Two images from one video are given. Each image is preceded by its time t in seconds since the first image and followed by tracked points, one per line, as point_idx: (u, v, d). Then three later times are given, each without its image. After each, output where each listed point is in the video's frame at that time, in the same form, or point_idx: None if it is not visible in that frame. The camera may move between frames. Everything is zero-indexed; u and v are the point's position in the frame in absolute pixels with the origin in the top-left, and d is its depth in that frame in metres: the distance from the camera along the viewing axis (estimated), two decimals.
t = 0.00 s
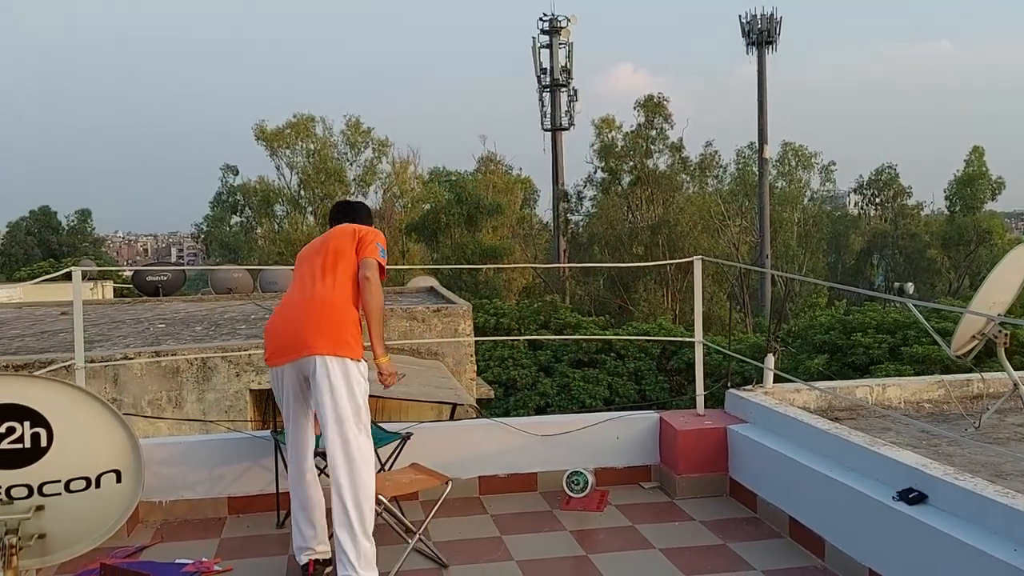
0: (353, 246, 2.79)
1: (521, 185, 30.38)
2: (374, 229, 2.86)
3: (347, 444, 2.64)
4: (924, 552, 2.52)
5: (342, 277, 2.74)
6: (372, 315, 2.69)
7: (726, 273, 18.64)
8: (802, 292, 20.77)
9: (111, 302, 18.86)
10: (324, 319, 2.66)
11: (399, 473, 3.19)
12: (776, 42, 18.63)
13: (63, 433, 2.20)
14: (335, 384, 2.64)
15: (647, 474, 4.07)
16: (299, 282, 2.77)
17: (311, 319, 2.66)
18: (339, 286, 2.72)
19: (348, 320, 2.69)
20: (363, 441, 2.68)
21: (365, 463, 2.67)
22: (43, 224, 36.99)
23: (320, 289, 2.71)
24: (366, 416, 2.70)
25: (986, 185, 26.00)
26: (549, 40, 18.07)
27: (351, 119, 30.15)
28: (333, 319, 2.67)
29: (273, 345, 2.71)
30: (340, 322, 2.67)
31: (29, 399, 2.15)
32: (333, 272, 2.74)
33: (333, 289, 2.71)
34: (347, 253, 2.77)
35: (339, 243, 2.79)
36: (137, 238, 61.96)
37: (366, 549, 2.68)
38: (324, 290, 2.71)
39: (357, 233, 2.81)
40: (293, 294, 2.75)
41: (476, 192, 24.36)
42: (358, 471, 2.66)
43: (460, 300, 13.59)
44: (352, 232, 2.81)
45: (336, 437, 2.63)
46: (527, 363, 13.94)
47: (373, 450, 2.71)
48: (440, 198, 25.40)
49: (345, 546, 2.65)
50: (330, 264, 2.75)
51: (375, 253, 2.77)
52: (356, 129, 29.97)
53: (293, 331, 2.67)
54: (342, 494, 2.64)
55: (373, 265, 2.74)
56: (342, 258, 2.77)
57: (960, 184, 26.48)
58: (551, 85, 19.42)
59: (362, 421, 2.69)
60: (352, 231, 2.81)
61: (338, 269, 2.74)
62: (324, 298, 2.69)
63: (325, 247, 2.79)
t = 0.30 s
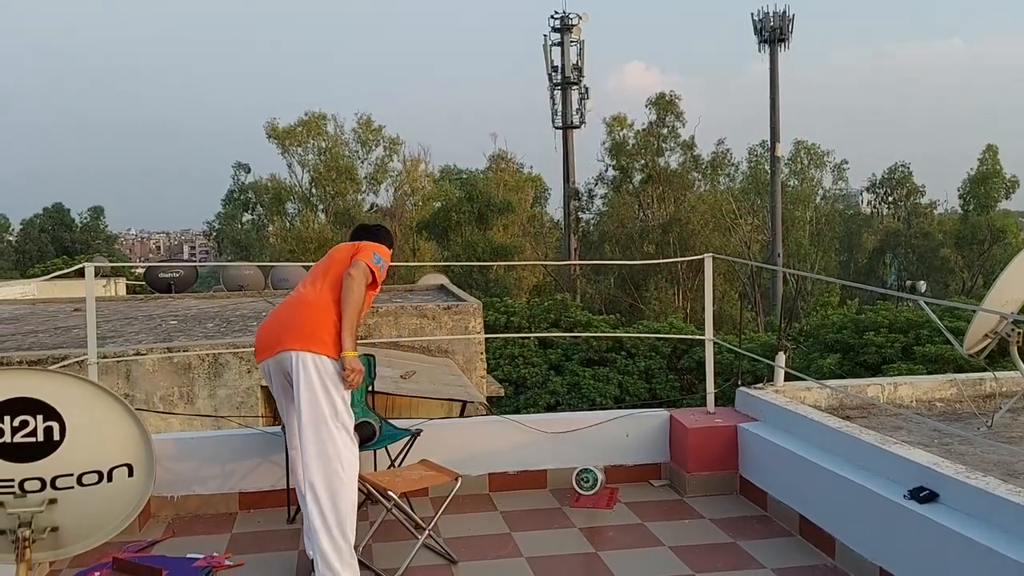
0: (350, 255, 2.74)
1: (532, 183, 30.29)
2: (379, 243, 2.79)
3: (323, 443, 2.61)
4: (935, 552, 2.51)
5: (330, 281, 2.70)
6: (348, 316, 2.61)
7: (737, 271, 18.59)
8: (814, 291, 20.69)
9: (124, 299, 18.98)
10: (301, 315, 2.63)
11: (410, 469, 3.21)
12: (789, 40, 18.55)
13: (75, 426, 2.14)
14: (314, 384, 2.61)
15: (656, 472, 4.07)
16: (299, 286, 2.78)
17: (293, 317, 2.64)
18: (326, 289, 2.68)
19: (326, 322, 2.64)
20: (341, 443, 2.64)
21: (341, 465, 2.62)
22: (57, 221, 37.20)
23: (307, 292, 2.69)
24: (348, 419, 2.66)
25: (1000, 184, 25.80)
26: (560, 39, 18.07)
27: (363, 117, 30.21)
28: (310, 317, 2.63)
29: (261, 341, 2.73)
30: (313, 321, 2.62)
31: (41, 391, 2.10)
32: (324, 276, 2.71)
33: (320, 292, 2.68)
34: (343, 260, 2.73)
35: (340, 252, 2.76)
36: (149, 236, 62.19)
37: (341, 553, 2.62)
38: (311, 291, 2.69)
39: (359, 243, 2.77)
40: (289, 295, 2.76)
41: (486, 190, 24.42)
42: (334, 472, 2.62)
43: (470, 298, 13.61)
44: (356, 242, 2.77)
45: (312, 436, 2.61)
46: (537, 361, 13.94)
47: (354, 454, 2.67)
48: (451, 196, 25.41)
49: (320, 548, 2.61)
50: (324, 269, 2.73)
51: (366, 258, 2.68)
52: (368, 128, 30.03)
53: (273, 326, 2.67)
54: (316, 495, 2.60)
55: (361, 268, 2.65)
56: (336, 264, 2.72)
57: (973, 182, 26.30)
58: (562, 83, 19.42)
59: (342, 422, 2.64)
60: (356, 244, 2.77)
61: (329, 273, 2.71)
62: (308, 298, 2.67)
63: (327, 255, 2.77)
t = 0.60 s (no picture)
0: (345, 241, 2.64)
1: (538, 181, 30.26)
2: (375, 223, 2.66)
3: (314, 445, 2.62)
4: (942, 553, 2.49)
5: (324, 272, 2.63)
6: (338, 314, 2.54)
7: (744, 270, 18.55)
8: (821, 291, 20.62)
9: (131, 296, 19.04)
10: (296, 314, 2.60)
11: (415, 467, 3.21)
12: (797, 39, 18.48)
13: (80, 423, 2.14)
14: (305, 386, 2.60)
15: (662, 471, 4.06)
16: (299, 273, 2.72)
17: (286, 316, 2.61)
18: (319, 282, 2.63)
19: (320, 320, 2.60)
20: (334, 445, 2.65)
21: (330, 470, 2.63)
22: (65, 218, 37.34)
23: (300, 286, 2.64)
24: (341, 419, 2.66)
25: (1009, 183, 25.68)
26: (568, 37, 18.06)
27: (371, 115, 30.23)
28: (305, 316, 2.60)
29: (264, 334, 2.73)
30: (307, 322, 2.59)
31: (47, 389, 2.10)
32: (319, 266, 2.64)
33: (314, 287, 2.63)
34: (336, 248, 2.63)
35: (335, 236, 2.66)
36: (156, 233, 62.34)
37: (330, 557, 2.65)
38: (306, 285, 2.63)
39: (354, 224, 2.65)
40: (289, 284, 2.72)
41: (493, 188, 24.41)
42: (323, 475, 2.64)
43: (476, 296, 13.61)
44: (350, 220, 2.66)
45: (302, 440, 2.62)
46: (543, 359, 13.93)
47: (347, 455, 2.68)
48: (458, 195, 25.41)
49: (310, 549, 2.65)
50: (319, 256, 2.65)
51: (356, 246, 2.57)
52: (375, 126, 30.05)
53: (270, 323, 2.65)
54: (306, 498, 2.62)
55: (351, 259, 2.55)
56: (330, 253, 2.63)
57: (982, 182, 26.18)
58: (569, 81, 19.38)
59: (334, 423, 2.64)
60: (351, 225, 2.65)
61: (324, 263, 2.63)
62: (303, 293, 2.63)
63: (322, 240, 2.68)
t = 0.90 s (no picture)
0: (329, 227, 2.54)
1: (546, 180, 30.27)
2: (352, 197, 2.53)
3: (320, 454, 2.62)
4: (952, 555, 2.48)
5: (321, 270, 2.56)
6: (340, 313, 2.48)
7: (752, 271, 18.53)
8: (830, 291, 20.59)
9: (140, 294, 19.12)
10: (306, 323, 2.57)
11: (423, 466, 3.21)
12: (805, 38, 18.45)
13: (90, 423, 2.15)
14: (310, 393, 2.58)
15: (670, 472, 4.05)
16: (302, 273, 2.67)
17: (294, 328, 2.58)
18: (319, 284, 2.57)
19: (323, 324, 2.56)
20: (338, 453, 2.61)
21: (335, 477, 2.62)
22: (74, 217, 37.48)
23: (303, 293, 2.60)
24: (344, 427, 2.60)
25: (1019, 184, 25.58)
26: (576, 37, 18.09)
27: (379, 115, 30.30)
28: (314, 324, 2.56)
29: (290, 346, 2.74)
30: (318, 330, 2.56)
31: (57, 388, 2.11)
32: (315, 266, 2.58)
33: (314, 291, 2.57)
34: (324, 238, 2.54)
35: (319, 226, 2.57)
36: (164, 232, 62.54)
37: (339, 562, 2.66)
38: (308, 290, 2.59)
39: (332, 208, 2.54)
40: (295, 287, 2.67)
41: (500, 188, 24.43)
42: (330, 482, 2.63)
43: (483, 295, 13.63)
44: (328, 204, 2.55)
45: (308, 447, 2.62)
46: (551, 359, 13.94)
47: (353, 462, 2.63)
48: (465, 194, 25.43)
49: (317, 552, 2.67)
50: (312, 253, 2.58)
51: (337, 237, 2.47)
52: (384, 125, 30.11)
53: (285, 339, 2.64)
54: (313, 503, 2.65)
55: (335, 254, 2.45)
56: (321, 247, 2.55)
57: (991, 182, 26.08)
58: (577, 81, 19.37)
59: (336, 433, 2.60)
60: (331, 207, 2.55)
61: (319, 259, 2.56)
62: (307, 299, 2.58)
63: (310, 232, 2.60)
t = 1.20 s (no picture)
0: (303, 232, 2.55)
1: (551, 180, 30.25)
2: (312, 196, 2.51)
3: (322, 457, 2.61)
4: (958, 557, 2.47)
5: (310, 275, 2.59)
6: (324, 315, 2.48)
7: (757, 271, 18.51)
8: (835, 291, 20.56)
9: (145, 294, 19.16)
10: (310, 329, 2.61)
11: (428, 467, 3.22)
12: (811, 38, 18.40)
13: (96, 423, 2.15)
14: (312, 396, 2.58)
15: (675, 473, 4.05)
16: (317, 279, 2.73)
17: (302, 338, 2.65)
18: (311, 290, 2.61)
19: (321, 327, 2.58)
20: (335, 458, 2.59)
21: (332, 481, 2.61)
22: (80, 217, 37.55)
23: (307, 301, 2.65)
24: (341, 432, 2.58)
25: None
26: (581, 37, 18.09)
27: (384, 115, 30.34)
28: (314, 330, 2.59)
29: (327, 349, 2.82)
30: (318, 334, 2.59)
31: (62, 388, 2.11)
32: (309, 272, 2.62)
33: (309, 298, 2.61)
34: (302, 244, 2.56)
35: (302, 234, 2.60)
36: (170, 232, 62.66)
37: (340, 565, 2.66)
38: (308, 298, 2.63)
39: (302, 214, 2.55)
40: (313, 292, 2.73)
41: (506, 188, 24.45)
42: (330, 486, 2.62)
43: (489, 295, 13.64)
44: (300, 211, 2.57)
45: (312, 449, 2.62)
46: (556, 358, 13.94)
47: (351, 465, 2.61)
48: (470, 194, 25.45)
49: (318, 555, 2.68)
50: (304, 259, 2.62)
51: (299, 246, 2.48)
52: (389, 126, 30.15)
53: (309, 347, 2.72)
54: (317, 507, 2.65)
55: (299, 266, 2.47)
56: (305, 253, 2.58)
57: (998, 182, 26.01)
58: (582, 81, 19.35)
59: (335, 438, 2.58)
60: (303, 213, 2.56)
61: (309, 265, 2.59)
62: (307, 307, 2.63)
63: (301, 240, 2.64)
